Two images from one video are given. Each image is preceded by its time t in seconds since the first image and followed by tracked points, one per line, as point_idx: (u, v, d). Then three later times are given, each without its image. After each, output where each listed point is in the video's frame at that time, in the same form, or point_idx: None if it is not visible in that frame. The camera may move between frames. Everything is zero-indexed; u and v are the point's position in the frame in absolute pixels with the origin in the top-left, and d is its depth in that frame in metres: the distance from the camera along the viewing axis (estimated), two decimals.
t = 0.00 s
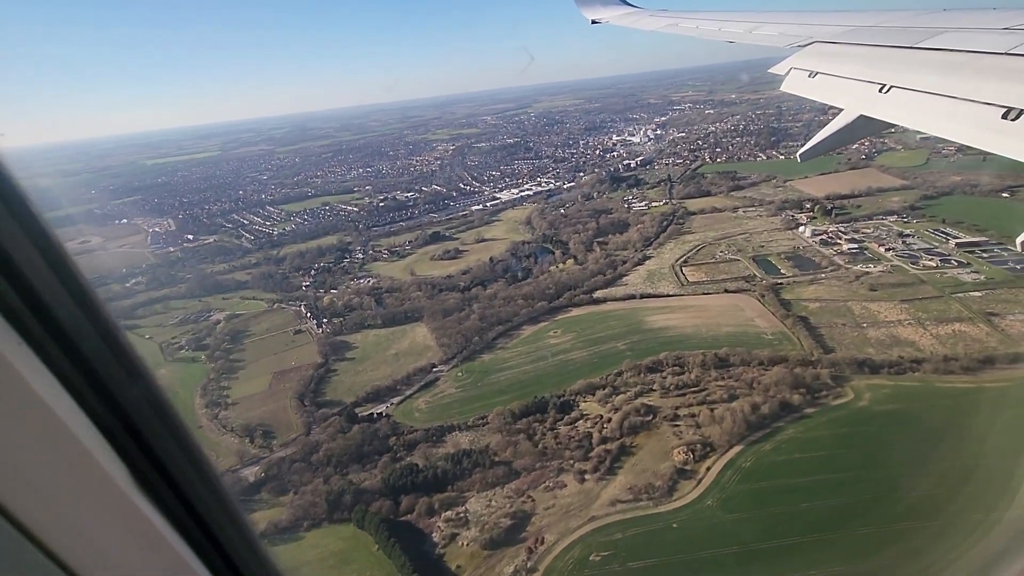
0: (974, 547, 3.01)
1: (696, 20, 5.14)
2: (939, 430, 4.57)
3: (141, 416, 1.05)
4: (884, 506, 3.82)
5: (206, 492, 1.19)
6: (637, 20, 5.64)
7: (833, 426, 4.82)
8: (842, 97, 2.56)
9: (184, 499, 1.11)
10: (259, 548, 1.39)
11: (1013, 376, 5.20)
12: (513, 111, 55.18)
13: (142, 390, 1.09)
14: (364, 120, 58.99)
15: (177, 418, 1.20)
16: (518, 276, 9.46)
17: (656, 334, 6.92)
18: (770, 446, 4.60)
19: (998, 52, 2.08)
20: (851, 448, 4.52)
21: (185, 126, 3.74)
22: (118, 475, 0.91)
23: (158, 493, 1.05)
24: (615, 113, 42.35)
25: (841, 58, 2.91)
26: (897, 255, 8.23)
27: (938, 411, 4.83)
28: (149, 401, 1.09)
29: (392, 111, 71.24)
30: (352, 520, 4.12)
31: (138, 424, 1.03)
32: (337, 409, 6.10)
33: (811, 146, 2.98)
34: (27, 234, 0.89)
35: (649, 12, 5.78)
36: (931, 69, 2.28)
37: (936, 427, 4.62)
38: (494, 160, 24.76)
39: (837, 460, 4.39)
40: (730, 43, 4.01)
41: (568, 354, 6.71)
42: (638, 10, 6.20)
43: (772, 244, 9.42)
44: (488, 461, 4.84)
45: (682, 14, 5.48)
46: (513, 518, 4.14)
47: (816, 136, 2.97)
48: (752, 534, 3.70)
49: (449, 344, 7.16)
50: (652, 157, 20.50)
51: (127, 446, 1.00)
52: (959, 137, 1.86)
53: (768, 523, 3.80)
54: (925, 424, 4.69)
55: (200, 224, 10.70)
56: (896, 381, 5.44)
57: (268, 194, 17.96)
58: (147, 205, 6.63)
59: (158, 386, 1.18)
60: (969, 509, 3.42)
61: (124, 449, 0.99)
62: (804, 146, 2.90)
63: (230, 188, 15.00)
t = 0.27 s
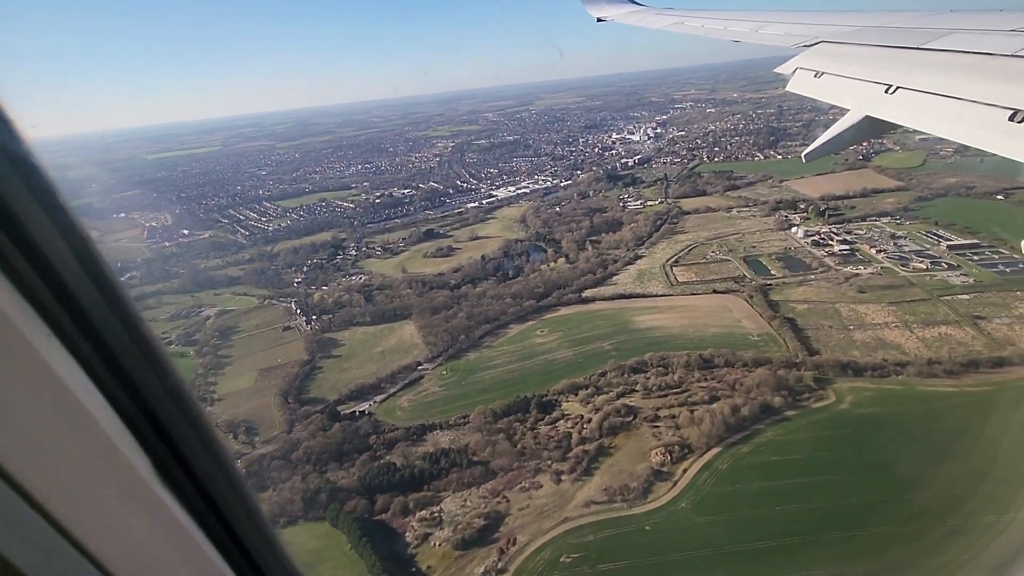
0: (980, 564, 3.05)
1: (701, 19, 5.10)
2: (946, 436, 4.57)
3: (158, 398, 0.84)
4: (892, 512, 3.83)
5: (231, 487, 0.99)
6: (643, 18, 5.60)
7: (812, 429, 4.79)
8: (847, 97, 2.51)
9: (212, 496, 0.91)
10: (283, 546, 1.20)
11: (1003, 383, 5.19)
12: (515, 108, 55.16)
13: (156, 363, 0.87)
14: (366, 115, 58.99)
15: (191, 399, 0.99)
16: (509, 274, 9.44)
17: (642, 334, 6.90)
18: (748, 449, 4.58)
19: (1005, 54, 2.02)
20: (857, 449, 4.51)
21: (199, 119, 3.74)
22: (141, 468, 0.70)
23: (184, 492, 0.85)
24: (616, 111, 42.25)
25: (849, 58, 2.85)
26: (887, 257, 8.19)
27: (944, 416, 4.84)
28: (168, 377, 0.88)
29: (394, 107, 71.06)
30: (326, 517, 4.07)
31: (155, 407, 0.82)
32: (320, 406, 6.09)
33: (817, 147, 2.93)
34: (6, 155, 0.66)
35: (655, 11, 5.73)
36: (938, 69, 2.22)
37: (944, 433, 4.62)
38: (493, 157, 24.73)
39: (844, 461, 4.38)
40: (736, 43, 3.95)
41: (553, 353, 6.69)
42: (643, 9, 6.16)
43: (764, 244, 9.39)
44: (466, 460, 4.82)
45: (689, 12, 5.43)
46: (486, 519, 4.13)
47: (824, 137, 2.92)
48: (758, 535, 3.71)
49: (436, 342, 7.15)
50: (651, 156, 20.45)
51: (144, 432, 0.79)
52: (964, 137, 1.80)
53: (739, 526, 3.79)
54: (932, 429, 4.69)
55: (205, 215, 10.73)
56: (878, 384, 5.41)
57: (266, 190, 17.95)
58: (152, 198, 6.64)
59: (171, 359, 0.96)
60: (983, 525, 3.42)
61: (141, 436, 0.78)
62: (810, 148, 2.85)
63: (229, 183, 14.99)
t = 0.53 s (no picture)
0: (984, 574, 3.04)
1: (705, 19, 5.05)
2: (945, 440, 4.56)
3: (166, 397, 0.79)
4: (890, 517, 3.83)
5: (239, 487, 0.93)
6: (646, 18, 5.54)
7: (788, 432, 4.78)
8: (851, 100, 2.48)
9: (219, 500, 0.86)
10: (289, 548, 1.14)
11: (986, 388, 5.19)
12: (514, 104, 55.02)
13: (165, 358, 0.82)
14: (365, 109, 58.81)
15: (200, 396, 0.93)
16: (497, 272, 9.41)
17: (626, 334, 6.89)
18: (723, 451, 4.57)
19: (1013, 60, 1.99)
20: (847, 453, 4.51)
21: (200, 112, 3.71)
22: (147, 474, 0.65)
23: (190, 497, 0.80)
24: (616, 107, 42.07)
25: (854, 61, 2.79)
26: (875, 259, 8.16)
27: (942, 420, 4.83)
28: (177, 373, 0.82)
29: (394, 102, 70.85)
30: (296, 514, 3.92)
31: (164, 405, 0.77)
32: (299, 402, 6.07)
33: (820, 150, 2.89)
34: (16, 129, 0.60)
35: (659, 10, 5.67)
36: (945, 73, 2.19)
37: (943, 437, 4.60)
38: (490, 153, 24.64)
39: (842, 465, 4.38)
40: (740, 43, 3.87)
41: (536, 352, 6.67)
42: (647, 9, 6.09)
43: (753, 244, 9.35)
44: (441, 458, 4.81)
45: (692, 12, 5.38)
46: (457, 518, 4.12)
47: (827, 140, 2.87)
48: (753, 535, 3.71)
49: (419, 339, 7.13)
50: (647, 154, 20.37)
51: (150, 433, 0.73)
52: (969, 144, 1.78)
53: (707, 528, 3.78)
54: (930, 432, 4.69)
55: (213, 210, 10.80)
56: (858, 386, 5.40)
57: (261, 183, 17.88)
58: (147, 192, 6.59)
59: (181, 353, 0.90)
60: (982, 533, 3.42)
61: (147, 438, 0.73)
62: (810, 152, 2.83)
63: (223, 176, 14.90)
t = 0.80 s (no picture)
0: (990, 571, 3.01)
1: (708, 21, 5.02)
2: (936, 440, 4.57)
3: (154, 401, 0.77)
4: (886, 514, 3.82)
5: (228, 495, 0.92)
6: (647, 20, 5.52)
7: (762, 433, 4.77)
8: (851, 104, 2.46)
9: (208, 505, 0.84)
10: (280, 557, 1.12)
11: (965, 392, 5.20)
12: (512, 100, 54.86)
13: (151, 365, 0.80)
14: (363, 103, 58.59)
15: (187, 400, 0.92)
16: (484, 270, 9.38)
17: (608, 333, 6.87)
18: (696, 451, 4.57)
19: (1012, 64, 1.97)
20: (829, 451, 4.52)
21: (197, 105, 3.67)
22: (135, 478, 0.64)
23: (179, 504, 0.78)
24: (613, 105, 41.96)
25: (854, 65, 2.79)
26: (860, 261, 8.15)
27: (932, 419, 4.83)
28: (162, 377, 0.80)
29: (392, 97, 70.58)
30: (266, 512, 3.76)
31: (151, 411, 0.75)
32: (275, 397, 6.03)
33: (821, 155, 2.87)
34: None
35: (660, 11, 5.63)
36: (944, 77, 2.17)
37: (935, 436, 4.61)
38: (485, 149, 24.54)
39: (836, 462, 4.38)
40: (741, 46, 3.81)
41: (517, 350, 6.66)
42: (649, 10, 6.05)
43: (740, 245, 9.33)
44: (413, 456, 4.80)
45: (693, 14, 5.35)
46: (425, 517, 4.11)
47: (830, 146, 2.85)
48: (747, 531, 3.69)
49: (401, 336, 7.10)
50: (641, 152, 20.31)
51: (138, 440, 0.72)
52: (968, 150, 1.77)
53: (673, 527, 3.76)
54: (921, 431, 4.69)
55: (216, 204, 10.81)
56: (834, 389, 5.40)
57: (254, 178, 17.78)
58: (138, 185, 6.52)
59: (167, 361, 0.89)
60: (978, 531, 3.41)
61: (134, 442, 0.71)
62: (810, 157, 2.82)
63: (216, 169, 14.80)
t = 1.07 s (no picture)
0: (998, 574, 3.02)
1: (707, 24, 5.03)
2: (929, 441, 4.61)
3: (151, 399, 0.77)
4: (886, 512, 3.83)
5: (221, 493, 0.91)
6: (646, 22, 5.50)
7: (733, 434, 4.77)
8: (849, 109, 2.50)
9: (206, 503, 0.84)
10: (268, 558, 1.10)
11: (944, 393, 5.22)
12: (507, 97, 54.73)
13: (148, 360, 0.79)
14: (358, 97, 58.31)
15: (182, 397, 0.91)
16: (468, 267, 9.35)
17: (587, 331, 6.87)
18: (666, 452, 4.56)
19: (1010, 72, 2.02)
20: (809, 452, 4.51)
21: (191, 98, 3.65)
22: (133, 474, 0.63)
23: (177, 502, 0.77)
24: (608, 102, 41.88)
25: (853, 70, 2.81)
26: (841, 262, 8.16)
27: (923, 420, 4.88)
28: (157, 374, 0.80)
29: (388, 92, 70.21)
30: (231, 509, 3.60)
31: (148, 408, 0.75)
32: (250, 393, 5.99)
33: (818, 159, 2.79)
34: None
35: (658, 15, 5.65)
36: (942, 85, 2.22)
37: (928, 437, 4.65)
38: (477, 145, 24.46)
39: (832, 462, 4.39)
40: (740, 49, 3.83)
41: (495, 348, 6.64)
42: (649, 13, 6.03)
43: (724, 245, 9.33)
44: (384, 454, 4.79)
45: (692, 17, 5.35)
46: (391, 515, 4.10)
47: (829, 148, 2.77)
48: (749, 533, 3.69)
49: (380, 333, 7.06)
50: (632, 150, 20.28)
51: (135, 436, 0.71)
52: (966, 157, 1.81)
53: (636, 529, 3.75)
54: (916, 432, 4.73)
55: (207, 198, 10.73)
56: (808, 390, 5.41)
57: (244, 172, 17.65)
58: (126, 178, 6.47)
59: (163, 359, 0.89)
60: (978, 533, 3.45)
61: (132, 439, 0.70)
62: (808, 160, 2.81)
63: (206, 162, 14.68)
